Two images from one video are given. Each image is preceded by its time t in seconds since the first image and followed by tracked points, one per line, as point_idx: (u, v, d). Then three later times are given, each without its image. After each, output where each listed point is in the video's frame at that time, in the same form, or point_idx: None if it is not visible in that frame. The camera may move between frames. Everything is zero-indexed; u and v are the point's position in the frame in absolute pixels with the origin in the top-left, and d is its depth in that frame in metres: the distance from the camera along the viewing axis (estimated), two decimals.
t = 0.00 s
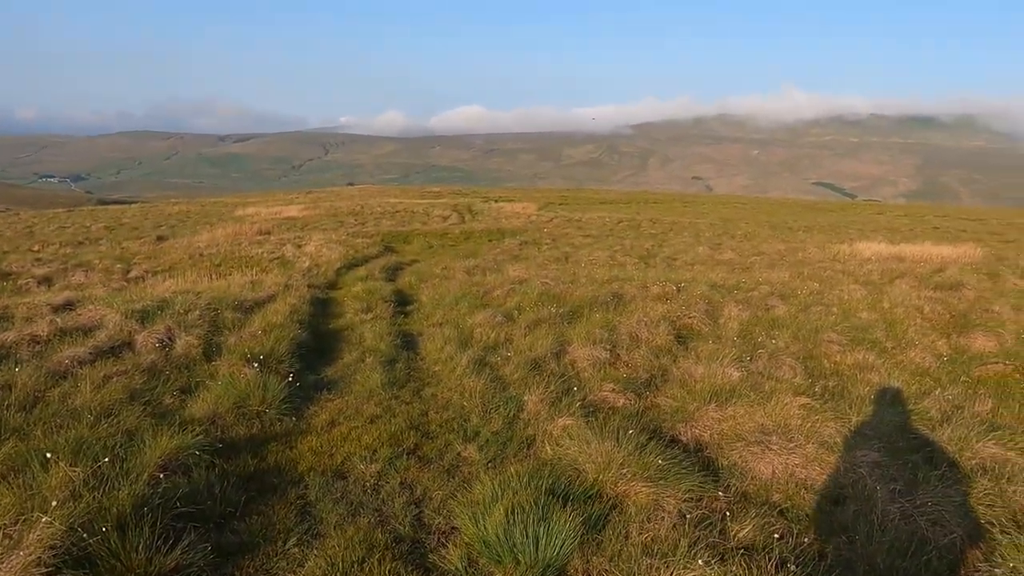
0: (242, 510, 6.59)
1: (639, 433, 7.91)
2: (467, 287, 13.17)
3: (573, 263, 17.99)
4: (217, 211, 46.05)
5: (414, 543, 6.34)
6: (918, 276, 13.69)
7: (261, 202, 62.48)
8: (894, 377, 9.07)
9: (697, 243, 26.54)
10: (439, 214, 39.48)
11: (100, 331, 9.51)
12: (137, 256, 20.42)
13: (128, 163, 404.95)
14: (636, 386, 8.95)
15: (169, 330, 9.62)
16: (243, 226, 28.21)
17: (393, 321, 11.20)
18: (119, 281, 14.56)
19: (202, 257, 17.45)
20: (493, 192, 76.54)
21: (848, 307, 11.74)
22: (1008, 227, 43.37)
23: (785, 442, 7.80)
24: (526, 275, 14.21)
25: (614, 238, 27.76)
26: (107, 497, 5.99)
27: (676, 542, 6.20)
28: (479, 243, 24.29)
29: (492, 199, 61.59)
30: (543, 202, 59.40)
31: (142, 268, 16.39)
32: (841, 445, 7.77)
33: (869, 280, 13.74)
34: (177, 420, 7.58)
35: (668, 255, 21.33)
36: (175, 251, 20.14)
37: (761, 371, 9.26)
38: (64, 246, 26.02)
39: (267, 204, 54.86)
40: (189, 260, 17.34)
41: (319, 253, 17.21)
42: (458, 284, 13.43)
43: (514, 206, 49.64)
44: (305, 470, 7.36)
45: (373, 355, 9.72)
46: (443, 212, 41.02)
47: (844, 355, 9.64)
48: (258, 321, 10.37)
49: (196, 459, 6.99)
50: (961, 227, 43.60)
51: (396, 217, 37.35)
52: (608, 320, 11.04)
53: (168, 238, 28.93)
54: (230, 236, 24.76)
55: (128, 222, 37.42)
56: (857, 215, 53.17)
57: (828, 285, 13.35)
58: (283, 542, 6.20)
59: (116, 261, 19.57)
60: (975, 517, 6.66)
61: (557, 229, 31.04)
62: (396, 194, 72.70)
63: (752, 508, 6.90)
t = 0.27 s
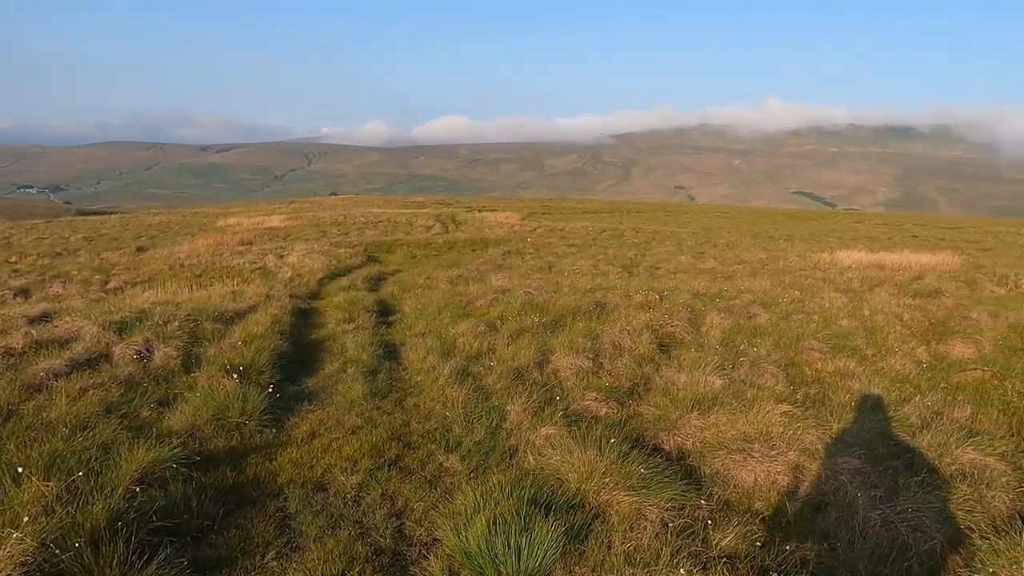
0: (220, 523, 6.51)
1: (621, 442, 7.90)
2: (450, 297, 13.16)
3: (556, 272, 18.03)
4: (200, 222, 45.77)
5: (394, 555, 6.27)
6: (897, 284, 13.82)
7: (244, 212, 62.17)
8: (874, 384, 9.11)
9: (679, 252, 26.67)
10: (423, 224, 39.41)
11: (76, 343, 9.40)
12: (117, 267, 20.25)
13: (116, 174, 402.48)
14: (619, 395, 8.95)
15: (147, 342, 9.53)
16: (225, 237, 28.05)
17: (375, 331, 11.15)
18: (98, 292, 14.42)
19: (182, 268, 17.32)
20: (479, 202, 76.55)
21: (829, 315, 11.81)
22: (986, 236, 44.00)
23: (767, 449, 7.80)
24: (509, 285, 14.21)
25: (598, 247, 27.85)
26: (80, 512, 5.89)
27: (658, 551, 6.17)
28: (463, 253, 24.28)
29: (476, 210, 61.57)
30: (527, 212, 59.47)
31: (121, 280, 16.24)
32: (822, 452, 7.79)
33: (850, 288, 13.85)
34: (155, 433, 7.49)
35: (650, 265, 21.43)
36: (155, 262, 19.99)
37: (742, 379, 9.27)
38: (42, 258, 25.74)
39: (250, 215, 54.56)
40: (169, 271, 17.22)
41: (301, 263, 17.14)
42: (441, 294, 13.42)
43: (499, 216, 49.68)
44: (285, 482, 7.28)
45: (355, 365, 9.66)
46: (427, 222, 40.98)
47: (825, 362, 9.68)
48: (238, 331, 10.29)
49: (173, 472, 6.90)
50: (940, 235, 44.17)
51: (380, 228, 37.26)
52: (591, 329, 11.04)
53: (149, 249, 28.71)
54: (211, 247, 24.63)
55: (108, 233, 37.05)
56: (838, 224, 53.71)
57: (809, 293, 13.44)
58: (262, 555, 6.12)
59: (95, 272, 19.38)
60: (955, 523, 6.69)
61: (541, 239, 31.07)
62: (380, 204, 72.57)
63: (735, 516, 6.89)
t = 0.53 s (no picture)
0: (199, 536, 6.42)
1: (605, 450, 7.89)
2: (434, 305, 13.13)
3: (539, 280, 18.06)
4: (183, 230, 45.46)
5: (377, 567, 6.20)
6: (877, 290, 13.97)
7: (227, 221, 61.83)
8: (855, 390, 9.18)
9: (662, 259, 26.84)
10: (406, 232, 39.33)
11: (53, 354, 9.28)
12: (96, 277, 20.05)
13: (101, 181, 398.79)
14: (603, 403, 8.95)
15: (126, 352, 9.42)
16: (207, 246, 27.90)
17: (358, 340, 11.11)
18: (76, 302, 14.26)
19: (163, 278, 17.18)
20: (463, 210, 76.50)
21: (810, 321, 11.90)
22: (965, 241, 44.68)
23: (750, 456, 7.83)
24: (493, 293, 14.22)
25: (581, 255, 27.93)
26: (55, 527, 5.78)
27: (642, 560, 6.15)
28: (447, 262, 24.27)
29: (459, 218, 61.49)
30: (510, 220, 59.42)
31: (99, 290, 16.07)
32: (804, 459, 7.83)
33: (830, 295, 13.98)
34: (133, 445, 7.39)
35: (634, 272, 21.54)
36: (135, 272, 19.82)
37: (725, 386, 9.31)
38: (20, 268, 25.44)
39: (232, 224, 54.19)
40: (149, 280, 17.07)
41: (283, 273, 17.06)
42: (424, 303, 13.40)
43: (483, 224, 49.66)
44: (266, 494, 7.20)
45: (337, 375, 9.60)
46: (410, 230, 40.87)
47: (806, 369, 9.74)
48: (219, 342, 10.21)
49: (151, 485, 6.81)
50: (919, 241, 44.77)
51: (362, 236, 37.09)
52: (574, 337, 11.04)
53: (129, 258, 28.45)
54: (193, 256, 24.49)
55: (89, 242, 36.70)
56: (820, 231, 54.27)
57: (790, 300, 13.54)
58: (241, 568, 6.03)
59: (74, 282, 19.19)
60: (935, 528, 6.74)
61: (525, 246, 31.10)
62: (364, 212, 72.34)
63: (717, 523, 6.90)
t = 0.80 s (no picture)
0: (178, 549, 6.31)
1: (588, 458, 7.88)
2: (417, 313, 13.09)
3: (523, 288, 18.07)
4: (164, 239, 45.08)
5: None
6: (857, 296, 14.10)
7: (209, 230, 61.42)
8: (837, 395, 9.23)
9: (645, 267, 26.99)
10: (390, 241, 39.23)
11: (29, 365, 9.14)
12: (75, 286, 19.81)
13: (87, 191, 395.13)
14: (586, 410, 8.94)
15: (104, 363, 9.30)
16: (187, 255, 27.70)
17: (341, 349, 11.04)
18: (53, 312, 14.07)
19: (143, 287, 17.03)
20: (446, 218, 76.45)
21: (792, 328, 11.97)
22: (942, 248, 45.38)
23: (733, 463, 7.85)
24: (476, 301, 14.20)
25: (564, 263, 27.98)
26: (29, 541, 5.66)
27: (627, 568, 6.12)
28: (431, 270, 24.23)
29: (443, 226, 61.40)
30: (494, 228, 59.41)
31: (77, 299, 15.88)
32: (787, 465, 7.85)
33: (811, 301, 14.09)
34: (110, 457, 7.28)
35: (617, 279, 21.63)
36: (114, 281, 19.60)
37: (708, 393, 9.32)
38: None
39: (214, 233, 53.78)
40: (128, 289, 16.89)
41: (265, 281, 16.95)
42: (408, 311, 13.36)
43: (466, 232, 49.66)
44: (247, 506, 7.10)
45: (320, 384, 9.52)
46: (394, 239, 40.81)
47: (789, 375, 9.78)
48: (200, 351, 10.11)
49: (129, 498, 6.70)
50: (898, 248, 45.39)
51: (344, 244, 36.92)
52: (558, 345, 11.03)
53: (109, 267, 28.15)
54: (173, 265, 24.30)
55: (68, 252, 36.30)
56: (801, 238, 54.86)
57: (772, 306, 13.63)
58: None
59: (51, 291, 18.94)
60: (917, 532, 6.79)
61: (508, 254, 31.12)
62: (345, 221, 72.01)
63: (702, 530, 6.91)
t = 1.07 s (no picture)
0: (159, 560, 6.22)
1: (573, 465, 7.87)
2: (401, 321, 13.05)
3: (507, 295, 18.10)
4: (146, 247, 44.71)
5: None
6: (839, 302, 14.22)
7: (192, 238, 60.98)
8: (819, 400, 9.28)
9: (629, 274, 27.11)
10: (375, 248, 39.14)
11: (6, 375, 9.00)
12: (53, 295, 19.58)
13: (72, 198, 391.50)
14: (571, 417, 8.93)
15: (83, 372, 9.19)
16: (169, 263, 27.49)
17: (324, 357, 10.99)
18: (31, 321, 13.89)
19: (123, 296, 16.87)
20: (431, 226, 76.36)
21: (775, 334, 12.04)
22: (923, 254, 46.03)
23: (717, 469, 7.86)
24: (461, 308, 14.18)
25: (548, 270, 28.04)
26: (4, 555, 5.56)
27: None
28: (415, 277, 24.19)
29: (428, 233, 61.26)
30: (478, 236, 59.46)
31: (57, 308, 15.71)
32: (771, 470, 7.88)
33: (794, 307, 14.20)
34: (89, 468, 7.19)
35: (601, 286, 21.72)
36: (94, 289, 19.40)
37: (692, 399, 9.34)
38: None
39: (196, 240, 53.38)
40: (108, 298, 16.72)
41: (248, 289, 16.85)
42: (392, 318, 13.32)
43: (451, 240, 49.63)
44: (228, 516, 7.01)
45: (303, 393, 9.46)
46: (379, 246, 40.76)
47: (772, 381, 9.83)
48: (181, 360, 10.02)
49: (108, 509, 6.60)
50: (879, 254, 45.95)
51: (327, 252, 36.76)
52: (542, 351, 11.02)
53: (89, 276, 27.85)
54: (154, 273, 24.11)
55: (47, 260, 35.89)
56: (784, 245, 55.32)
57: (755, 312, 13.72)
58: None
59: (29, 300, 18.70)
60: (899, 537, 6.84)
61: (493, 261, 31.13)
62: (328, 228, 71.70)
63: (686, 536, 6.91)
